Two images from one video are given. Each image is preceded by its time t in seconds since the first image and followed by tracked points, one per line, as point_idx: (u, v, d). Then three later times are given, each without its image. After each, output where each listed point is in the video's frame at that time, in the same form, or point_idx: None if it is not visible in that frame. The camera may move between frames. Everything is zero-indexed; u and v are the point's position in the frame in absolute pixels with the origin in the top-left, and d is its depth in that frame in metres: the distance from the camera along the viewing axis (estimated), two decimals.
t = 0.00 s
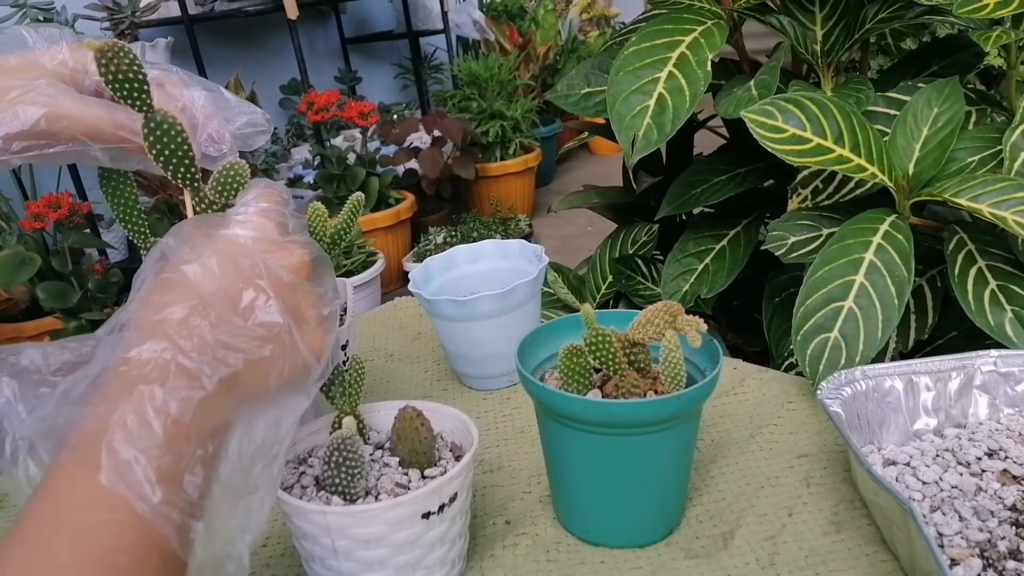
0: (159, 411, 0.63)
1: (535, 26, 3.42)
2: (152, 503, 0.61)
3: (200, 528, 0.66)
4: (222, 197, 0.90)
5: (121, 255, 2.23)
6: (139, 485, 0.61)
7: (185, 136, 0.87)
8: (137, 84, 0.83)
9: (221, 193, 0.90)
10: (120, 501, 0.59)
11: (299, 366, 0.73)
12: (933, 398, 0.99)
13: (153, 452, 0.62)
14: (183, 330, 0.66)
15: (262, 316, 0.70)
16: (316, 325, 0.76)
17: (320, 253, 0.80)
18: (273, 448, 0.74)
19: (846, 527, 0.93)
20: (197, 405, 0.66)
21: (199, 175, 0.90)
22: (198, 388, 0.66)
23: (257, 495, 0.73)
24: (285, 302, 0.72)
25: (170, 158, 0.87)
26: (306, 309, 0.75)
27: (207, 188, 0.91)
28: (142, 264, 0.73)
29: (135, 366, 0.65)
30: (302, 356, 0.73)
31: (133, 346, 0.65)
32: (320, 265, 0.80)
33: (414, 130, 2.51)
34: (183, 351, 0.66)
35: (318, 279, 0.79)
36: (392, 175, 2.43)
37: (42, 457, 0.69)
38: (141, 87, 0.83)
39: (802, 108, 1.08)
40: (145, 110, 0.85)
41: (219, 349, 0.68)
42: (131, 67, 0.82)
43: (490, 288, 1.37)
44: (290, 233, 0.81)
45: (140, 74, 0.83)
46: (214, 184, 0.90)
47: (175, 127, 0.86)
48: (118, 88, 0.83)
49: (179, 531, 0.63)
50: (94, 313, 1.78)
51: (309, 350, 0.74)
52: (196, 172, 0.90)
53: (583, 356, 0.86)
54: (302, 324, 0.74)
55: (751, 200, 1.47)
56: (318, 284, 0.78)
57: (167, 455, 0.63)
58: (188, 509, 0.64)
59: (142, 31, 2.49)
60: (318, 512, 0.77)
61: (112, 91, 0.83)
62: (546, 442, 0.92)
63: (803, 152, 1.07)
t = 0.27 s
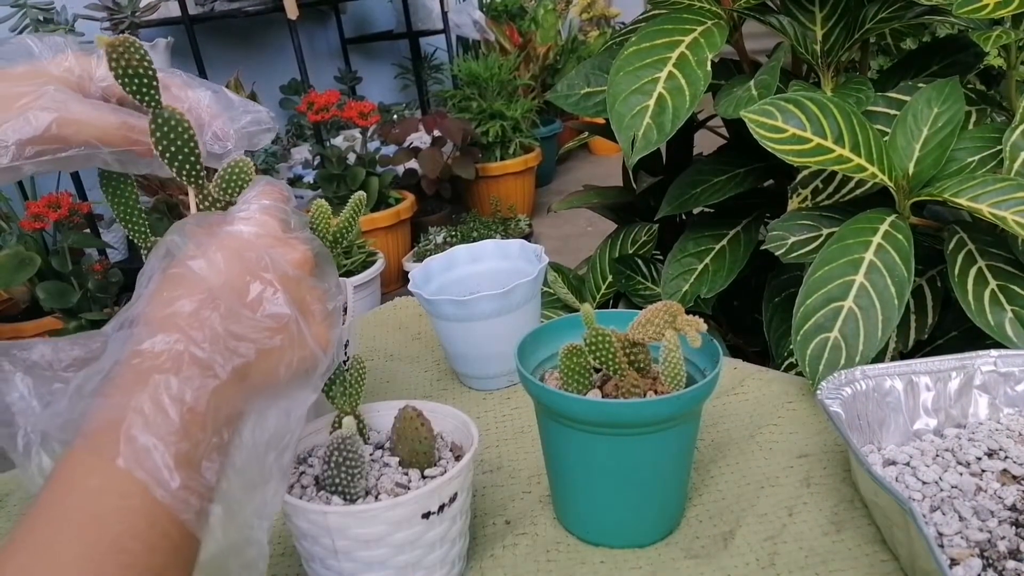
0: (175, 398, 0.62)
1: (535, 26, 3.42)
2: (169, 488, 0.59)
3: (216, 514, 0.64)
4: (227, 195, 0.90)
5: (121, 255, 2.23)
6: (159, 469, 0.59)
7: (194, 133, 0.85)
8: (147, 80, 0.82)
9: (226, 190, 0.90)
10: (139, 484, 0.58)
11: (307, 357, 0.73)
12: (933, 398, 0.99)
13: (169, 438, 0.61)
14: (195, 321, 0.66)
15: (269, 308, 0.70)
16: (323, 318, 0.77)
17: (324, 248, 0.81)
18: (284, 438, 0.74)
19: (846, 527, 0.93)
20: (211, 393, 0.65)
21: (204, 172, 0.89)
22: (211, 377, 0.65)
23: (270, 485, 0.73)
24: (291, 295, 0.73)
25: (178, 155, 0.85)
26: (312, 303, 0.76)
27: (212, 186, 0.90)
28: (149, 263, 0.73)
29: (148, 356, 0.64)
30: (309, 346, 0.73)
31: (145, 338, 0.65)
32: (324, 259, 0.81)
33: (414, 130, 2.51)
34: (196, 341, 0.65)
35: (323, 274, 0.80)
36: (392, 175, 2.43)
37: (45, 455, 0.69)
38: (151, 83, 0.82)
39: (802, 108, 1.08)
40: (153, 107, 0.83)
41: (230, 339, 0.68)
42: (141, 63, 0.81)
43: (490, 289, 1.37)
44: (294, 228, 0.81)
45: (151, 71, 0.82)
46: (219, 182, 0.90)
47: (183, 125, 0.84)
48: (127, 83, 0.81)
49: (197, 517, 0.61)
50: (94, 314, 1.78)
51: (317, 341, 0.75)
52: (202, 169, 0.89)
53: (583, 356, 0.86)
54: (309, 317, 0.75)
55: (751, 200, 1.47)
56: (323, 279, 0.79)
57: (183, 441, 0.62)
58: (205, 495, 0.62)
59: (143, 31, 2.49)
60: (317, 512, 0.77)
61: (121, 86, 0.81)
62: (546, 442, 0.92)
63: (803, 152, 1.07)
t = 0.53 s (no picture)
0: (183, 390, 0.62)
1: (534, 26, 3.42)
2: (176, 478, 0.59)
3: (221, 509, 0.63)
4: (238, 195, 0.90)
5: (121, 255, 2.23)
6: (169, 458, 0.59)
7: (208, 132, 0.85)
8: (165, 76, 0.80)
9: (236, 190, 0.90)
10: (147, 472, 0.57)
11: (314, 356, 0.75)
12: (933, 398, 0.99)
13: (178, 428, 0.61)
14: (206, 314, 0.67)
15: (280, 305, 0.72)
16: (331, 319, 0.78)
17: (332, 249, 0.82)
18: (291, 435, 0.75)
19: (846, 527, 0.93)
20: (221, 386, 0.65)
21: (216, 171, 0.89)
22: (222, 370, 0.66)
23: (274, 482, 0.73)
24: (301, 293, 0.74)
25: (191, 153, 0.84)
26: (321, 302, 0.78)
27: (223, 184, 0.90)
28: (159, 259, 0.74)
29: (159, 347, 0.64)
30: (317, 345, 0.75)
31: (157, 329, 0.65)
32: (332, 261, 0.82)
33: (414, 130, 2.51)
34: (207, 334, 0.66)
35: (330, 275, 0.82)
36: (392, 175, 2.43)
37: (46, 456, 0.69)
38: (168, 80, 0.81)
39: (802, 108, 1.08)
40: (169, 102, 0.83)
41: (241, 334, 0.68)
42: (161, 59, 0.80)
43: (490, 289, 1.37)
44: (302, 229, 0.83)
45: (169, 67, 0.81)
46: (230, 181, 0.90)
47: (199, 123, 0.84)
48: (145, 78, 0.80)
49: (203, 510, 0.60)
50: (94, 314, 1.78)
51: (324, 339, 0.76)
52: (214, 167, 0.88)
53: (583, 356, 0.86)
54: (317, 315, 0.77)
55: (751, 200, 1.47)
56: (331, 278, 0.81)
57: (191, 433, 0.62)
58: (212, 488, 0.62)
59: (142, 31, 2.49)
60: (318, 512, 0.77)
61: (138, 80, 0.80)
62: (546, 442, 0.92)
63: (803, 152, 1.07)
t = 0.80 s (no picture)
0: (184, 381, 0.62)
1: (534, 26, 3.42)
2: (173, 470, 0.58)
3: (219, 502, 0.63)
4: (244, 192, 0.89)
5: (120, 255, 2.23)
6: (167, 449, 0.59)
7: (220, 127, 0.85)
8: (184, 67, 0.80)
9: (243, 187, 0.89)
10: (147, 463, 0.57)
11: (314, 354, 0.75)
12: (933, 398, 0.99)
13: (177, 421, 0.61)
14: (209, 306, 0.67)
15: (281, 301, 0.72)
16: (332, 317, 0.78)
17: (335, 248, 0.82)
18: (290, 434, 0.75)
19: (846, 527, 0.93)
20: (222, 378, 0.65)
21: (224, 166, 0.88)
22: (223, 362, 0.65)
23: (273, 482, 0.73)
24: (303, 291, 0.74)
25: (202, 145, 0.84)
26: (323, 300, 0.77)
27: (229, 181, 0.89)
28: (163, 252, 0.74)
29: (163, 337, 0.64)
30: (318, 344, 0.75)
31: (160, 319, 0.65)
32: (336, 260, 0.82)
33: (414, 130, 2.51)
34: (209, 326, 0.66)
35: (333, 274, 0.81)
36: (392, 175, 2.43)
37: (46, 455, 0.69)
38: (186, 71, 0.81)
39: (802, 108, 1.08)
40: (184, 94, 0.82)
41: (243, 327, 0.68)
42: (182, 51, 0.80)
43: (490, 289, 1.37)
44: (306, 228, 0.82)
45: (189, 59, 0.81)
46: (237, 178, 0.89)
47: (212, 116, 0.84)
48: (163, 67, 0.80)
49: (199, 503, 0.60)
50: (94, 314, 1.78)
51: (326, 338, 0.76)
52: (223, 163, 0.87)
53: (583, 356, 0.86)
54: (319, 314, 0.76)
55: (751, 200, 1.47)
56: (333, 277, 0.81)
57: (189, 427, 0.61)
58: (209, 480, 0.62)
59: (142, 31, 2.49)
60: (317, 513, 0.77)
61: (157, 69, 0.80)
62: (546, 442, 0.91)
63: (803, 152, 1.07)
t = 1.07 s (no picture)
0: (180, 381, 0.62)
1: (534, 26, 3.42)
2: (171, 470, 0.58)
3: (217, 502, 0.63)
4: (243, 192, 0.89)
5: (120, 255, 2.23)
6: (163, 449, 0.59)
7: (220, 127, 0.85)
8: (183, 67, 0.80)
9: (241, 187, 0.89)
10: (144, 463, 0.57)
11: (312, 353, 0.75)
12: (933, 398, 0.99)
13: (174, 420, 0.61)
14: (207, 305, 0.67)
15: (279, 301, 0.72)
16: (330, 317, 0.78)
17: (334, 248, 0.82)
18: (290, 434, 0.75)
19: (846, 527, 0.93)
20: (220, 378, 0.65)
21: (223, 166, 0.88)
22: (220, 361, 0.65)
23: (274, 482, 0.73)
24: (301, 290, 0.74)
25: (201, 145, 0.84)
26: (321, 299, 0.77)
27: (228, 181, 0.89)
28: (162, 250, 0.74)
29: (160, 336, 0.64)
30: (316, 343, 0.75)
31: (157, 319, 0.65)
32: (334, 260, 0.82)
33: (414, 130, 2.51)
34: (206, 325, 0.66)
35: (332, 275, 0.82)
36: (392, 175, 2.43)
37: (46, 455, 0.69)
38: (186, 71, 0.81)
39: (802, 109, 1.08)
40: (184, 94, 0.83)
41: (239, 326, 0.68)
42: (181, 50, 0.80)
43: (490, 289, 1.37)
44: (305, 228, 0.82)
45: (189, 59, 0.81)
46: (236, 178, 0.89)
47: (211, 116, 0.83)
48: (164, 67, 0.80)
49: (197, 502, 0.60)
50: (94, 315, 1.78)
51: (324, 337, 0.76)
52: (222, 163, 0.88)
53: (583, 356, 0.86)
54: (317, 313, 0.77)
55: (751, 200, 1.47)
56: (331, 277, 0.81)
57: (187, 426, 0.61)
58: (206, 480, 0.62)
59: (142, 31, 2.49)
60: (318, 513, 0.77)
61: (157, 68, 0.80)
62: (545, 442, 0.91)
63: (803, 152, 1.07)
